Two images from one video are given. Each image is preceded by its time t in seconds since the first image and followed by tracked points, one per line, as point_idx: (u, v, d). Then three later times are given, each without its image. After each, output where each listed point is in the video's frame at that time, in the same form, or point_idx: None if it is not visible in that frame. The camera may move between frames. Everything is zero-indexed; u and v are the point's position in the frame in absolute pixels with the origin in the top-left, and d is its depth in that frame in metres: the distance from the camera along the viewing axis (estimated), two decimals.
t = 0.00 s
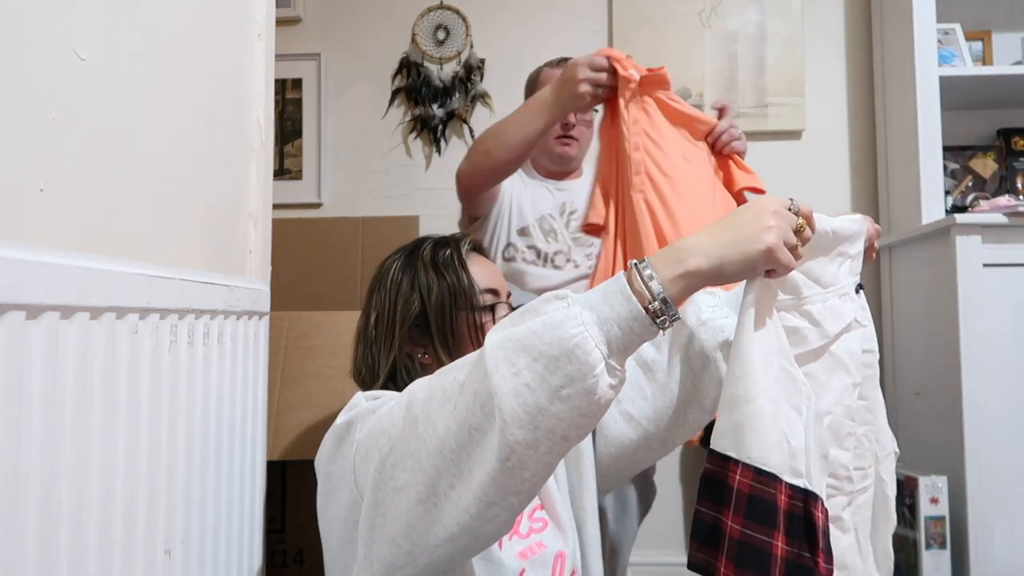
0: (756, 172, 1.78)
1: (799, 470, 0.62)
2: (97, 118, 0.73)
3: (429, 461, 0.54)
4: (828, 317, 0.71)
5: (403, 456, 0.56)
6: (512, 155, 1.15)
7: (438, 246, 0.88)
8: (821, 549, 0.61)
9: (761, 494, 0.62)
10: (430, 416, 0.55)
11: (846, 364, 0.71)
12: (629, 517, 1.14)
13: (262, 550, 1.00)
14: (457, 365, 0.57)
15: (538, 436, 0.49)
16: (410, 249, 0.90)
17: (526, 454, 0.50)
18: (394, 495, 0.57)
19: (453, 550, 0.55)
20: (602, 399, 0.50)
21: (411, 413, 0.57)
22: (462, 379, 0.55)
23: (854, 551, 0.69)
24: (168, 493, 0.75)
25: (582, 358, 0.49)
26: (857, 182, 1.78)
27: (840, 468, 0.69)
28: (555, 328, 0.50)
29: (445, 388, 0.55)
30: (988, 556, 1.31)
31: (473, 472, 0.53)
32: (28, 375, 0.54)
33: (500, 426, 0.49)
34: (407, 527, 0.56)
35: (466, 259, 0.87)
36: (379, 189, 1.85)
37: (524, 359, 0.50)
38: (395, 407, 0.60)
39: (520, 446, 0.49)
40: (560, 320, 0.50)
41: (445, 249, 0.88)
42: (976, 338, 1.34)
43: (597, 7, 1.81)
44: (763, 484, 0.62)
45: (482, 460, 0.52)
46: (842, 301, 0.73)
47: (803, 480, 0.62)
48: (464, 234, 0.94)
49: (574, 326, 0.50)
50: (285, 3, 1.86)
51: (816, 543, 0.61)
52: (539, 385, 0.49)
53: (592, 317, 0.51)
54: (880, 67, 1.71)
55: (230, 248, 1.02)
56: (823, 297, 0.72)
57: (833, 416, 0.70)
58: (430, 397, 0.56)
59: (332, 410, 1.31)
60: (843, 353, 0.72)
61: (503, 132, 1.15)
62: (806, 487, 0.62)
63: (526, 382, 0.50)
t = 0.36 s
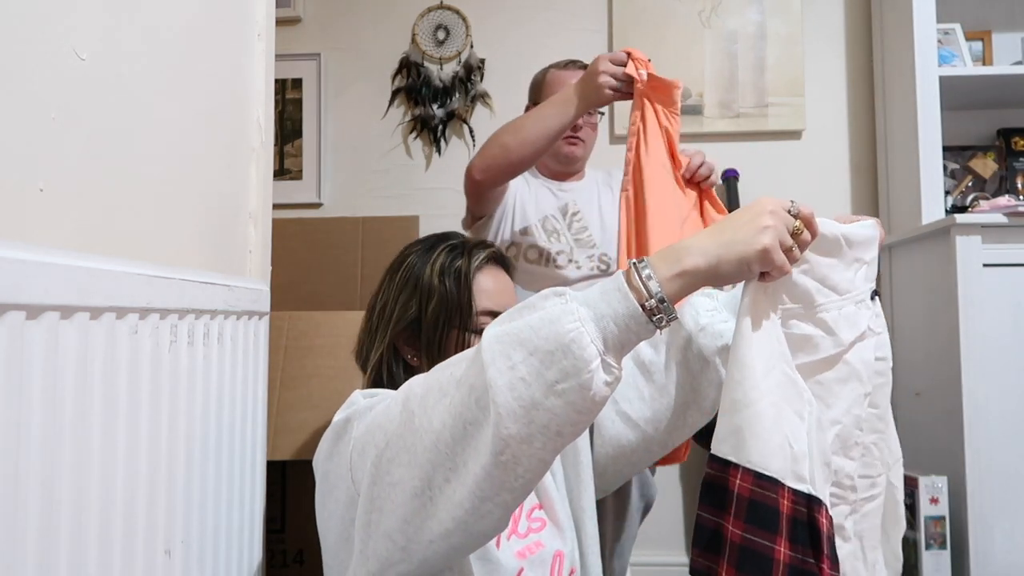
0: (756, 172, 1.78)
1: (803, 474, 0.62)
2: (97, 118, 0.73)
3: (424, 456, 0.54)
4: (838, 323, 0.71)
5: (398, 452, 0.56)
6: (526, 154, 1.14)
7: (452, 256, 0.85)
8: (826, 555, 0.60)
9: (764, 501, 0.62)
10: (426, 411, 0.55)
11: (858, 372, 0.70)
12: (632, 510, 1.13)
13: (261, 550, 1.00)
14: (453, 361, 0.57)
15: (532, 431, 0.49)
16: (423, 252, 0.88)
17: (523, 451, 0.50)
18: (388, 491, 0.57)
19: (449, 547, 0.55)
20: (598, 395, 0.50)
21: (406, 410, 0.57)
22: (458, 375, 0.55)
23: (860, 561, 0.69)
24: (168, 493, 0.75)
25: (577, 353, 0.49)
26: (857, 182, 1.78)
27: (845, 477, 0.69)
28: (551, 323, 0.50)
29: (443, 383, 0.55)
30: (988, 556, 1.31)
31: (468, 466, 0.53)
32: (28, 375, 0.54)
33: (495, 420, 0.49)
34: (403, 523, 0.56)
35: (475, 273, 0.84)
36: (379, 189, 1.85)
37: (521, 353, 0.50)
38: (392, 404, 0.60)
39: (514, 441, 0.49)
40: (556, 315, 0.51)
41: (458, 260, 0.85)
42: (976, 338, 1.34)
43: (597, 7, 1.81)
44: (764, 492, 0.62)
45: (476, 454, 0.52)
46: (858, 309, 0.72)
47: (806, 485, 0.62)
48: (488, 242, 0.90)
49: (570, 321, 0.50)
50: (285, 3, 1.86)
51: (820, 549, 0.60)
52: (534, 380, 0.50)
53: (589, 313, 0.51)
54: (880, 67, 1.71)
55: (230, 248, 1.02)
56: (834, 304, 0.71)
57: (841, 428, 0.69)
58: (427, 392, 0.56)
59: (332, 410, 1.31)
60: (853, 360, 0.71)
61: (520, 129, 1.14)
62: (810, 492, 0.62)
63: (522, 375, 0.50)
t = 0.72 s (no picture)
0: (756, 172, 1.78)
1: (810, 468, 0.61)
2: (97, 119, 0.73)
3: (434, 466, 0.54)
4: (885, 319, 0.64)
5: (405, 462, 0.56)
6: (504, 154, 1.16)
7: (462, 256, 0.86)
8: (831, 548, 0.59)
9: (756, 495, 0.62)
10: (434, 421, 0.55)
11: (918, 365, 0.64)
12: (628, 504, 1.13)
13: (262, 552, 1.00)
14: (463, 370, 0.57)
15: (552, 444, 0.50)
16: (433, 252, 0.88)
17: (528, 455, 0.50)
18: (395, 500, 0.57)
19: (458, 554, 0.55)
20: (616, 409, 0.51)
21: (414, 418, 0.57)
22: (469, 384, 0.55)
23: None
24: (168, 493, 0.75)
25: (598, 369, 0.50)
26: (857, 182, 1.78)
27: (905, 482, 0.62)
28: (572, 339, 0.51)
29: (452, 392, 0.55)
30: (988, 557, 1.31)
31: (478, 476, 0.53)
32: (28, 375, 0.54)
33: (515, 436, 0.50)
34: (410, 533, 0.55)
35: (484, 274, 0.84)
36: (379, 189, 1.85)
37: (542, 369, 0.51)
38: (399, 411, 0.60)
39: (534, 455, 0.50)
40: (576, 331, 0.52)
41: (468, 260, 0.85)
42: (977, 338, 1.34)
43: (597, 7, 1.81)
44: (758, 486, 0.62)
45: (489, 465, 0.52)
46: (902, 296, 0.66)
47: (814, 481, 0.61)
48: (498, 243, 0.90)
49: (590, 339, 0.51)
50: (285, 3, 1.86)
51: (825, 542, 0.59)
52: (556, 395, 0.50)
53: (607, 329, 0.53)
54: (880, 67, 1.71)
55: (231, 249, 1.02)
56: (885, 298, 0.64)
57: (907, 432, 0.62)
58: (434, 402, 0.56)
59: (332, 410, 1.31)
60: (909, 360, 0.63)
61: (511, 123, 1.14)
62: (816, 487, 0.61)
63: (543, 389, 0.50)
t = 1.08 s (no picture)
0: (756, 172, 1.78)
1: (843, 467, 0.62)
2: (98, 119, 0.73)
3: (452, 464, 0.53)
4: (880, 320, 0.63)
5: (422, 460, 0.55)
6: (497, 155, 1.17)
7: (472, 256, 0.86)
8: (847, 538, 0.61)
9: (781, 493, 0.66)
10: (455, 419, 0.54)
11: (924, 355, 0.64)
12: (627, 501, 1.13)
13: (261, 552, 1.00)
14: (481, 368, 0.56)
15: (579, 443, 0.50)
16: (443, 252, 0.87)
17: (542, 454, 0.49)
18: (411, 498, 0.56)
19: (475, 551, 0.55)
20: (640, 409, 0.52)
21: (432, 416, 0.56)
22: (488, 381, 0.54)
23: None
24: (169, 494, 0.75)
25: (630, 369, 0.51)
26: (857, 182, 1.78)
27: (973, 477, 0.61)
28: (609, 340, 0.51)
29: (471, 389, 0.55)
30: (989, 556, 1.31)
31: (497, 475, 0.52)
32: (29, 374, 0.54)
33: (543, 432, 0.49)
34: (415, 531, 0.55)
35: (495, 274, 0.84)
36: (379, 189, 1.85)
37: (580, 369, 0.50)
38: (416, 409, 0.59)
39: (563, 451, 0.50)
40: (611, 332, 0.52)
41: (478, 260, 0.85)
42: (976, 337, 1.34)
43: (597, 7, 1.81)
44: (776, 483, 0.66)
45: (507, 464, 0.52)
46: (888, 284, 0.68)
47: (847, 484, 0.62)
48: (508, 243, 0.90)
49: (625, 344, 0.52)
50: (284, 3, 1.86)
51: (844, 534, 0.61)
52: (587, 393, 0.50)
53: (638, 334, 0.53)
54: (880, 67, 1.71)
55: (230, 249, 1.02)
56: (885, 298, 0.64)
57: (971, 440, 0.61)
58: (454, 399, 0.56)
59: (332, 409, 1.31)
60: (913, 354, 0.63)
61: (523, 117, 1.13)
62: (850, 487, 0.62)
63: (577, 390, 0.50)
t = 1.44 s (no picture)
0: (756, 172, 1.78)
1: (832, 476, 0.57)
2: (98, 119, 0.73)
3: (463, 472, 0.54)
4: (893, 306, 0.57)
5: (430, 466, 0.56)
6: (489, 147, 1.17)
7: (473, 257, 0.86)
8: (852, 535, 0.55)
9: (789, 496, 0.57)
10: (465, 426, 0.55)
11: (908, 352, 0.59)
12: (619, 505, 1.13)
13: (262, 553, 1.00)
14: (493, 378, 0.56)
15: (586, 449, 0.51)
16: (444, 252, 0.88)
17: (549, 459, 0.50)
18: (422, 504, 0.56)
19: (483, 554, 0.55)
20: (646, 412, 0.52)
21: (439, 422, 0.57)
22: (498, 390, 0.55)
23: None
24: (169, 495, 0.75)
25: (636, 375, 0.51)
26: (857, 182, 1.78)
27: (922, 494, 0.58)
28: (607, 342, 0.51)
29: (482, 397, 0.55)
30: (989, 556, 1.31)
31: (506, 482, 0.52)
32: (29, 374, 0.54)
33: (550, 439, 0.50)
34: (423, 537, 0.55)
35: (495, 275, 0.84)
36: (379, 190, 1.85)
37: (578, 376, 0.51)
38: (422, 414, 0.59)
39: (569, 460, 0.50)
40: (613, 335, 0.52)
41: (478, 261, 0.85)
42: (976, 337, 1.34)
43: (597, 7, 1.81)
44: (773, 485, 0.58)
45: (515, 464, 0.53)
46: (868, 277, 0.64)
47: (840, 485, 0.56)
48: (507, 245, 0.90)
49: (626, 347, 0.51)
50: (285, 2, 1.86)
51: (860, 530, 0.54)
52: (591, 401, 0.50)
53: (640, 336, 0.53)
54: (880, 67, 1.71)
55: (231, 249, 1.02)
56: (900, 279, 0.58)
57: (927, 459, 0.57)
58: (462, 406, 0.56)
59: (332, 410, 1.30)
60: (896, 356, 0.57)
61: (495, 112, 1.14)
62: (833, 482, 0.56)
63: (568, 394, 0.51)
